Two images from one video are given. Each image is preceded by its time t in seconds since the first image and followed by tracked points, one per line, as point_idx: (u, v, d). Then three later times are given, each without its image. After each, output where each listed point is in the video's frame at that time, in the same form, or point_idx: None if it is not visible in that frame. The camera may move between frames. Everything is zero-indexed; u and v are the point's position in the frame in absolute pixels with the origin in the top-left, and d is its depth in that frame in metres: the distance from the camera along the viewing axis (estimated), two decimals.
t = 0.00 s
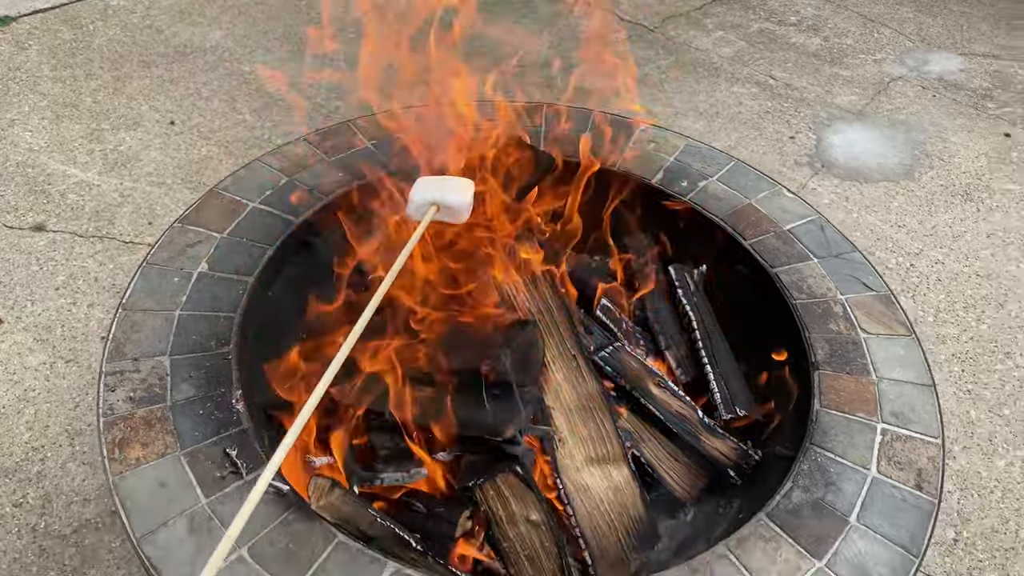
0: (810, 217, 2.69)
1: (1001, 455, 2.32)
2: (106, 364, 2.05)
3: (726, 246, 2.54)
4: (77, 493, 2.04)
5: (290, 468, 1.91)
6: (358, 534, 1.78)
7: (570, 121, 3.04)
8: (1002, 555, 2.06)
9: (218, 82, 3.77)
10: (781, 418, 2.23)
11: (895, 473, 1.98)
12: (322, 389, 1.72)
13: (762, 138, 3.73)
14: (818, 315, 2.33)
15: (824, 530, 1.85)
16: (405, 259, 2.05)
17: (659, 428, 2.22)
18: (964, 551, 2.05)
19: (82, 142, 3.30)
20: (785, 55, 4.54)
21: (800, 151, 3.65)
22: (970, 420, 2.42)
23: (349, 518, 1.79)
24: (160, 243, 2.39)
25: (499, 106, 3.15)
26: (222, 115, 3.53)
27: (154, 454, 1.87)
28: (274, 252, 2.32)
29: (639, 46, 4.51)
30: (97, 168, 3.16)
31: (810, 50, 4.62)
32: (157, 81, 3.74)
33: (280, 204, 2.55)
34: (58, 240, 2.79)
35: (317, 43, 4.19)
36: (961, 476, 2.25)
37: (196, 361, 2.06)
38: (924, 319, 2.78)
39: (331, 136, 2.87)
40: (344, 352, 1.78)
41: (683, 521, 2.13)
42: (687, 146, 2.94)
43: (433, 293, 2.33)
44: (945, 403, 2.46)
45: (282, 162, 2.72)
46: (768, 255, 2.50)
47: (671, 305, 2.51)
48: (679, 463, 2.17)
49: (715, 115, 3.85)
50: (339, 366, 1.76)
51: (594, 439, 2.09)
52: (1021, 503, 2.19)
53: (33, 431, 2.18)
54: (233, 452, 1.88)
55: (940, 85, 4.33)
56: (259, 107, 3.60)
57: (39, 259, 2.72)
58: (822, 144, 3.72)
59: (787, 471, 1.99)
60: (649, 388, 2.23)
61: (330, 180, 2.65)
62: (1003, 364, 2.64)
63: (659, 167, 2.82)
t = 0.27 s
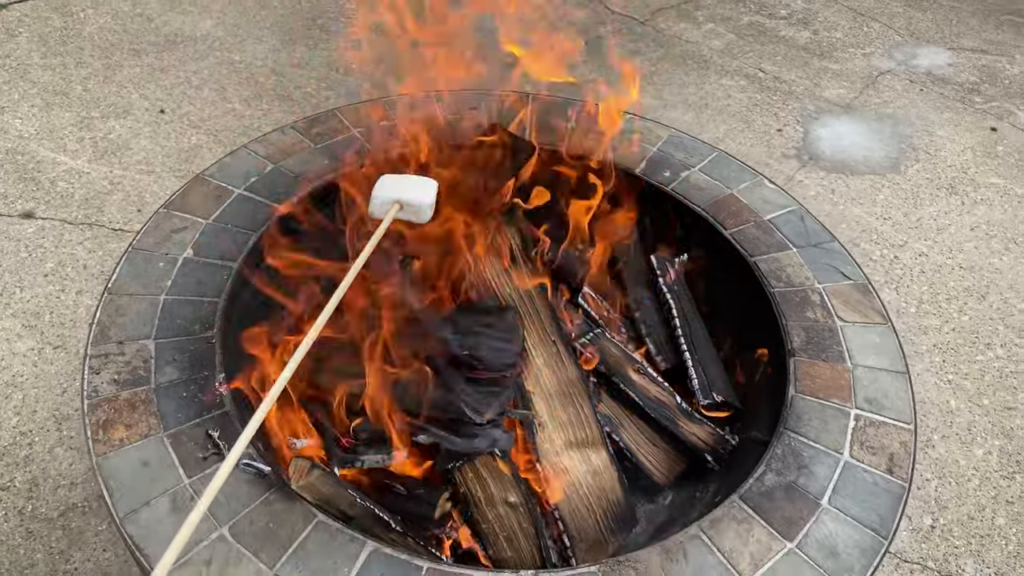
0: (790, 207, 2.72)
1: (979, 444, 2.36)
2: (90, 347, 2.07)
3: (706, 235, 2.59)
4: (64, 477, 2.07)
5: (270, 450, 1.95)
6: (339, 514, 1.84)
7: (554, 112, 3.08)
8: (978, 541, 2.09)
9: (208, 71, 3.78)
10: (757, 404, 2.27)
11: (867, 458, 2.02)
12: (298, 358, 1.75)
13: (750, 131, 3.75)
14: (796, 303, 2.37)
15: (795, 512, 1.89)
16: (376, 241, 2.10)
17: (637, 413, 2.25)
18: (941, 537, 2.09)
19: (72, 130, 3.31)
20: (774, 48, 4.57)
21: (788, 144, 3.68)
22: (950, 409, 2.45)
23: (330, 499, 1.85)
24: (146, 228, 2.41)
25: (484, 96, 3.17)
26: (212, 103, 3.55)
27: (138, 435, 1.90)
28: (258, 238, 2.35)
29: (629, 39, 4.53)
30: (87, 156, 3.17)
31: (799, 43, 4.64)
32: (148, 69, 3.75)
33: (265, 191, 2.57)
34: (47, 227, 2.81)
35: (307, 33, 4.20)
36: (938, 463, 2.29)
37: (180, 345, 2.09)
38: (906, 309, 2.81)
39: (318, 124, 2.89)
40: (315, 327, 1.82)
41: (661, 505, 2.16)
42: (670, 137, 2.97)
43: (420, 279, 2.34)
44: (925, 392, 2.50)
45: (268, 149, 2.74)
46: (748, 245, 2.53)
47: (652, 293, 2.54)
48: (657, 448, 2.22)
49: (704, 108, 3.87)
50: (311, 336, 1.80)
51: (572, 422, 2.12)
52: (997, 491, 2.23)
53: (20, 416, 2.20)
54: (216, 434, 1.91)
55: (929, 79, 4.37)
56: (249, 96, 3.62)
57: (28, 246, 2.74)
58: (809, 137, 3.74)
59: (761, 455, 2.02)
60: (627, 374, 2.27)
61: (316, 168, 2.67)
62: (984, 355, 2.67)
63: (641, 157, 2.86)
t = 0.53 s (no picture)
0: (782, 205, 2.77)
1: (967, 439, 2.41)
2: (92, 342, 2.10)
3: (700, 233, 2.63)
4: (65, 470, 2.10)
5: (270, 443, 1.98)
6: (338, 507, 1.88)
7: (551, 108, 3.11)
8: (965, 534, 2.14)
9: (205, 67, 3.80)
10: (749, 399, 2.31)
11: (856, 452, 2.07)
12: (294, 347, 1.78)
13: (744, 128, 3.78)
14: (787, 300, 2.41)
15: (785, 505, 1.93)
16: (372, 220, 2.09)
17: (631, 407, 2.29)
18: (928, 530, 2.14)
19: (70, 126, 3.33)
20: (768, 45, 4.60)
21: (781, 141, 3.71)
22: (938, 405, 2.50)
23: (331, 492, 1.88)
24: (146, 225, 2.44)
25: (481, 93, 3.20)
26: (209, 99, 3.57)
27: (140, 428, 1.93)
28: (259, 235, 2.38)
29: (624, 36, 4.56)
30: (85, 151, 3.20)
31: (793, 41, 4.68)
32: (145, 65, 3.77)
33: (264, 188, 2.60)
34: (45, 223, 2.84)
35: (303, 29, 4.22)
36: (927, 458, 2.33)
37: (182, 340, 2.12)
38: (896, 306, 2.86)
39: (316, 121, 2.92)
40: (307, 316, 1.83)
41: (654, 497, 2.24)
42: (664, 136, 3.01)
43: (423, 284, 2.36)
44: (915, 388, 2.54)
45: (267, 146, 2.77)
46: (740, 242, 2.57)
47: (646, 289, 2.57)
48: (651, 443, 2.26)
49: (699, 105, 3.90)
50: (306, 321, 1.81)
51: (568, 418, 2.16)
52: (984, 485, 2.28)
53: (21, 410, 2.23)
54: (218, 427, 1.95)
55: (921, 77, 4.41)
56: (247, 92, 3.64)
57: (27, 241, 2.76)
58: (802, 134, 3.79)
59: (752, 449, 2.07)
60: (622, 369, 2.30)
61: (314, 164, 2.70)
62: (973, 351, 2.72)
63: (636, 155, 2.89)
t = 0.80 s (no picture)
0: (783, 201, 2.76)
1: (967, 434, 2.41)
2: (92, 339, 2.09)
3: (701, 229, 2.62)
4: (63, 467, 2.09)
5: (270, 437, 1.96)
6: (341, 503, 1.88)
7: (551, 102, 3.10)
8: (965, 529, 2.14)
9: (202, 63, 3.78)
10: (751, 395, 2.30)
11: (858, 447, 2.06)
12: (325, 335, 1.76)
13: (742, 124, 3.77)
14: (789, 296, 2.41)
15: (788, 500, 1.93)
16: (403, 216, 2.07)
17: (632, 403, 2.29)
18: (928, 525, 2.14)
19: (65, 122, 3.31)
20: (766, 41, 4.60)
21: (779, 137, 3.71)
22: (938, 400, 2.50)
23: (333, 489, 1.88)
24: (145, 221, 2.42)
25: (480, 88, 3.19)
26: (206, 95, 3.55)
27: (141, 425, 1.92)
28: (259, 231, 2.36)
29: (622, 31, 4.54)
30: (81, 147, 3.18)
31: (791, 36, 4.68)
32: (141, 60, 3.75)
33: (264, 183, 2.58)
34: (41, 219, 2.82)
35: (300, 25, 4.20)
36: (927, 453, 2.33)
37: (182, 337, 2.11)
38: (895, 302, 2.86)
39: (315, 117, 2.90)
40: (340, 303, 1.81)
41: (656, 494, 2.23)
42: (664, 131, 3.00)
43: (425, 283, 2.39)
44: (914, 383, 2.54)
45: (266, 142, 2.75)
46: (741, 238, 2.56)
47: (647, 284, 2.56)
48: (653, 439, 2.25)
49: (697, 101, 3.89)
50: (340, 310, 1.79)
51: (569, 414, 2.16)
52: (984, 480, 2.28)
53: (18, 407, 2.22)
54: (219, 424, 1.93)
55: (919, 73, 4.41)
56: (243, 88, 3.62)
57: (23, 237, 2.75)
58: (800, 130, 3.78)
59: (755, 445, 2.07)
60: (623, 365, 2.30)
61: (313, 159, 2.69)
62: (971, 347, 2.72)
63: (636, 150, 2.88)
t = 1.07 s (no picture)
0: (781, 197, 2.75)
1: (966, 430, 2.40)
2: (88, 338, 2.08)
3: (700, 226, 2.61)
4: (59, 468, 2.08)
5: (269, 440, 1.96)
6: (341, 502, 1.87)
7: (548, 99, 3.09)
8: (965, 525, 2.14)
9: (197, 61, 3.76)
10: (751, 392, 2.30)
11: (858, 444, 2.06)
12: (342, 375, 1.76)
13: (739, 121, 3.77)
14: (788, 292, 2.40)
15: (788, 497, 1.92)
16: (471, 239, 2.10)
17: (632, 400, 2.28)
18: (927, 521, 2.13)
19: (60, 120, 3.30)
20: (762, 38, 4.59)
21: (776, 134, 3.70)
22: (936, 396, 2.50)
23: (332, 488, 1.88)
24: (141, 219, 2.41)
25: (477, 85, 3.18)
26: (201, 93, 3.53)
27: (138, 425, 1.91)
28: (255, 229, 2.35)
29: (618, 28, 4.53)
30: (76, 146, 3.16)
31: (787, 33, 4.67)
32: (136, 59, 3.73)
33: (260, 181, 2.57)
34: (36, 218, 2.80)
35: (295, 23, 4.18)
36: (925, 450, 2.33)
37: (179, 336, 2.09)
38: (893, 299, 2.85)
39: (311, 114, 2.89)
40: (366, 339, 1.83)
41: (655, 491, 2.23)
42: (662, 127, 2.99)
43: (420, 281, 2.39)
44: (913, 379, 2.54)
45: (262, 140, 2.74)
46: (740, 234, 2.55)
47: (646, 282, 2.55)
48: (653, 436, 2.25)
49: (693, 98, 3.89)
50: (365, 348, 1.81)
51: (569, 411, 2.15)
52: (983, 476, 2.27)
53: (14, 407, 2.20)
54: (217, 423, 1.92)
55: (915, 69, 4.41)
56: (239, 86, 3.60)
57: (18, 236, 2.73)
58: (797, 127, 3.77)
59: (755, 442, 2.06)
60: (623, 362, 2.29)
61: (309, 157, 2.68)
62: (969, 343, 2.72)
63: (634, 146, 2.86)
